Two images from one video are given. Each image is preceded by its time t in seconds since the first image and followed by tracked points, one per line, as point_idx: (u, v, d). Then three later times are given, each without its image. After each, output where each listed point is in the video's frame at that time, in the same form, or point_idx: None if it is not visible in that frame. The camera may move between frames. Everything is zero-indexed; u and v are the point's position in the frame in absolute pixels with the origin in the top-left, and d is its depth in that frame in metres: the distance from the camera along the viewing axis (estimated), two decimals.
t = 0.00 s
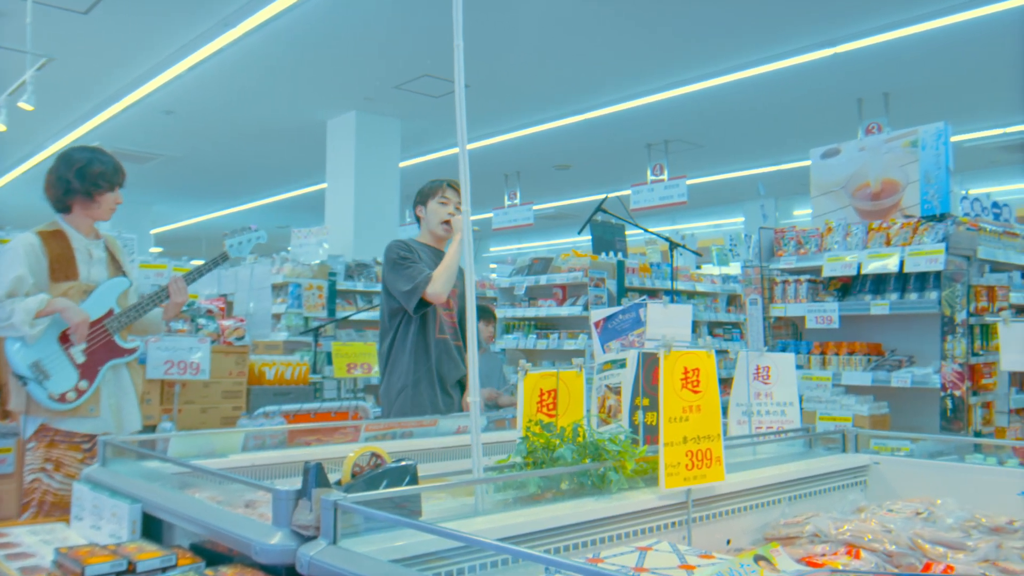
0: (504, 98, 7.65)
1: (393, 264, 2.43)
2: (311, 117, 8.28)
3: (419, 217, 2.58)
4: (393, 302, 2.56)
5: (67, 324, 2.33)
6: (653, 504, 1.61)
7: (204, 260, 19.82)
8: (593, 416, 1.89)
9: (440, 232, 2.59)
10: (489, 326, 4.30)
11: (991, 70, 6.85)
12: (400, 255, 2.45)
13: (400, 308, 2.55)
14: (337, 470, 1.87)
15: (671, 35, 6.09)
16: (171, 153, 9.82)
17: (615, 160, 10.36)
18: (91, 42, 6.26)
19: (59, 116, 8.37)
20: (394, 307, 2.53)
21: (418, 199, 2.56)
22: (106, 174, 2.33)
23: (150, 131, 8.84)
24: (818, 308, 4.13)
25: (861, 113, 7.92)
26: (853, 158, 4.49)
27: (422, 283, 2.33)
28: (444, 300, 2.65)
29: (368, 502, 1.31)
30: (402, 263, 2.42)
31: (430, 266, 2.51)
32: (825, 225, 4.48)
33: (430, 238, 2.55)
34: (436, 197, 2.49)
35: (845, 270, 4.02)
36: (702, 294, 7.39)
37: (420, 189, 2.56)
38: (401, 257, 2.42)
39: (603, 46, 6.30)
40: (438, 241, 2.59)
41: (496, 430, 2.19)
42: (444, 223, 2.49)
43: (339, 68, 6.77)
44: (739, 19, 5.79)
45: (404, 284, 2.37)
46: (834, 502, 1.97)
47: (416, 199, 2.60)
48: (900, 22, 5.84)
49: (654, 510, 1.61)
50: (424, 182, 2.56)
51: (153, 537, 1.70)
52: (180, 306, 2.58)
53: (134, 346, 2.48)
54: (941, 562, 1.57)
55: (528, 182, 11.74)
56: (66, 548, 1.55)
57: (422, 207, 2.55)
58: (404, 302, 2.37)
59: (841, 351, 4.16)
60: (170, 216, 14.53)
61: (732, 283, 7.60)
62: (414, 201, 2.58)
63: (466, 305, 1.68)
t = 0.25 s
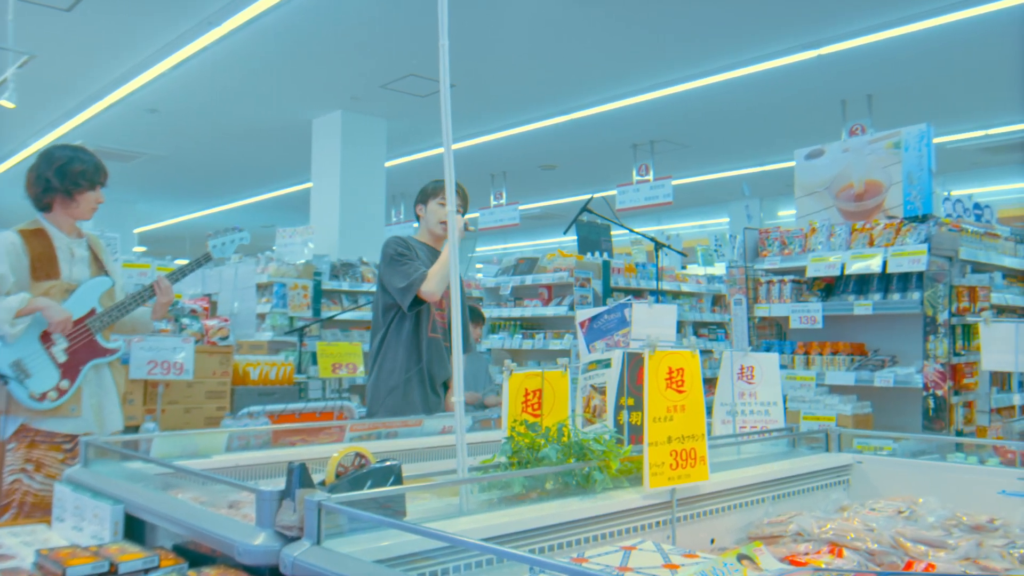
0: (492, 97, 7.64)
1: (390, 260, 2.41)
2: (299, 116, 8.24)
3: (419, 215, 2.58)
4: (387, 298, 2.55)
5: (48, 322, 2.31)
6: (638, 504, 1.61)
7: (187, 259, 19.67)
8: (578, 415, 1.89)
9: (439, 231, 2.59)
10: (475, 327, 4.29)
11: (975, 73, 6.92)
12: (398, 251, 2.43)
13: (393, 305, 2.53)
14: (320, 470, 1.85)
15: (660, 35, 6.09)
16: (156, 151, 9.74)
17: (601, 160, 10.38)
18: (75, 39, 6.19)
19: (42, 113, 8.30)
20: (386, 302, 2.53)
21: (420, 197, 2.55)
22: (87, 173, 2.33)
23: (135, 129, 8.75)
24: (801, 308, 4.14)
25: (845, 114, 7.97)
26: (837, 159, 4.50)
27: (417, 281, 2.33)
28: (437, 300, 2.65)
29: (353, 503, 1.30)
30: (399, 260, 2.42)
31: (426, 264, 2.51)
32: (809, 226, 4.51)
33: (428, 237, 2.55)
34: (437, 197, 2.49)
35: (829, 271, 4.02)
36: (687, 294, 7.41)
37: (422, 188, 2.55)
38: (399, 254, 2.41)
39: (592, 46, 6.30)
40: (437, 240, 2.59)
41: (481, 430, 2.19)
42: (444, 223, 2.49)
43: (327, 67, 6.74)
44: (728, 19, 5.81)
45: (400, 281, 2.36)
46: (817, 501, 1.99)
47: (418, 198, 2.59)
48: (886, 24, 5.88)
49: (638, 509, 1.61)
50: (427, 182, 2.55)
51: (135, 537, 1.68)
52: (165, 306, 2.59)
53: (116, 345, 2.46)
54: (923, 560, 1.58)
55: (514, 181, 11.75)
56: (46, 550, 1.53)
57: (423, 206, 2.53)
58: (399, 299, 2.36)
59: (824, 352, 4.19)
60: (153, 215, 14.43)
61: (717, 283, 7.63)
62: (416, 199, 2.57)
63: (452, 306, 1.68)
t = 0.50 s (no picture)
0: (481, 97, 7.63)
1: (390, 259, 2.40)
2: (286, 114, 8.19)
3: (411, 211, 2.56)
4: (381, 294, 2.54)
5: (29, 322, 2.32)
6: (624, 503, 1.62)
7: (171, 258, 19.51)
8: (564, 415, 1.89)
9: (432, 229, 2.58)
10: (461, 326, 4.27)
11: (960, 75, 6.98)
12: (396, 249, 2.42)
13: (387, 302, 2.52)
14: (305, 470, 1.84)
15: (649, 34, 6.09)
16: (141, 148, 9.65)
17: (588, 161, 10.39)
18: (59, 35, 6.12)
19: (25, 111, 8.22)
20: (380, 299, 2.51)
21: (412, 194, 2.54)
22: (71, 175, 2.34)
23: (120, 127, 8.67)
24: (786, 308, 4.16)
25: (830, 115, 8.02)
26: (821, 159, 4.53)
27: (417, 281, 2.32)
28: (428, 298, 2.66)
29: (338, 503, 1.30)
30: (396, 257, 2.40)
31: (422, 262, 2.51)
32: (794, 226, 4.53)
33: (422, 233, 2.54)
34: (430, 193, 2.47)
35: (814, 271, 4.05)
36: (673, 294, 7.43)
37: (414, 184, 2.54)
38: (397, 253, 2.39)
39: (581, 45, 6.29)
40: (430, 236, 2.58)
41: (467, 430, 2.19)
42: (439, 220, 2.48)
43: (316, 65, 6.70)
44: (717, 19, 5.81)
45: (400, 280, 2.35)
46: (801, 500, 2.00)
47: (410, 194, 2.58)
48: (874, 25, 5.90)
49: (624, 509, 1.62)
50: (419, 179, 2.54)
51: (118, 538, 1.67)
52: (149, 309, 2.58)
53: (98, 345, 2.46)
54: (905, 559, 1.59)
55: (501, 181, 11.74)
56: (28, 551, 1.52)
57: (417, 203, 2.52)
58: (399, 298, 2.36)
59: (808, 351, 4.22)
60: (138, 214, 14.32)
61: (703, 283, 7.65)
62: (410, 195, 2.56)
63: (437, 306, 1.68)
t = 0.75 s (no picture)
0: (470, 96, 7.61)
1: (393, 278, 2.28)
2: (275, 112, 8.14)
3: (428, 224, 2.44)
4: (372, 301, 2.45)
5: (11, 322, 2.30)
6: (611, 503, 1.62)
7: (157, 258, 19.41)
8: (550, 415, 1.89)
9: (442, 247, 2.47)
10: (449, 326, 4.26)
11: (947, 77, 7.02)
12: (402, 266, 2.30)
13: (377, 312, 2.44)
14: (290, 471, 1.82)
15: (639, 34, 6.08)
16: (127, 147, 9.57)
17: (575, 161, 10.40)
18: (43, 31, 6.04)
19: (9, 109, 8.15)
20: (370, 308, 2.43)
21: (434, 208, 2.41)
22: (53, 176, 2.33)
23: (106, 125, 8.59)
24: (773, 308, 4.17)
25: (816, 116, 8.06)
26: (807, 161, 4.58)
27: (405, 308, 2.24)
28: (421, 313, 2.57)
29: (323, 504, 1.29)
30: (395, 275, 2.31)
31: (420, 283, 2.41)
32: (780, 226, 4.57)
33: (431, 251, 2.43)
34: (450, 215, 2.35)
35: (799, 271, 4.06)
36: (660, 294, 7.44)
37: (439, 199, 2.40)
38: (400, 272, 2.28)
39: (571, 45, 6.29)
40: (440, 256, 2.47)
41: (454, 430, 2.20)
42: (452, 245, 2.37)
43: (305, 63, 6.66)
44: (707, 19, 5.81)
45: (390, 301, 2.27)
46: (787, 500, 2.00)
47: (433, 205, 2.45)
48: (862, 26, 5.93)
49: (611, 508, 1.62)
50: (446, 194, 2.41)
51: (102, 540, 1.66)
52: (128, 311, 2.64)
53: (81, 345, 2.50)
54: (889, 557, 1.60)
55: (489, 181, 11.74)
56: (10, 553, 1.51)
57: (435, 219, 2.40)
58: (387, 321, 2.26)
59: (794, 351, 4.23)
60: (123, 213, 14.22)
61: (690, 284, 7.68)
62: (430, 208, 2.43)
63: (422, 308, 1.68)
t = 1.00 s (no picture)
0: (459, 96, 7.60)
1: (377, 285, 2.29)
2: (263, 111, 8.10)
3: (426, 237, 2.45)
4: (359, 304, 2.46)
5: None
6: (596, 502, 1.63)
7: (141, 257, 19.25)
8: (536, 415, 1.89)
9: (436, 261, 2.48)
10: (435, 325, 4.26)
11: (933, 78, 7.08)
12: (388, 275, 2.32)
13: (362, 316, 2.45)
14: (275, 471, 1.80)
15: (628, 34, 6.09)
16: (113, 145, 9.48)
17: (563, 161, 10.41)
18: (26, 28, 5.99)
19: None
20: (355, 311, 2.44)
21: (436, 223, 2.41)
22: (32, 177, 2.31)
23: (91, 122, 8.50)
24: (759, 309, 4.18)
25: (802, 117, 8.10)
26: (792, 162, 4.60)
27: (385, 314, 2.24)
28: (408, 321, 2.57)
29: (309, 504, 1.29)
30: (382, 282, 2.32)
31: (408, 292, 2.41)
32: (765, 227, 4.57)
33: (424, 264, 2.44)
34: (448, 233, 2.35)
35: (785, 272, 4.06)
36: (647, 294, 7.45)
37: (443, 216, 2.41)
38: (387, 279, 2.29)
39: (560, 44, 6.29)
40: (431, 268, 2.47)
41: (440, 430, 2.20)
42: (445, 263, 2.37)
43: (293, 62, 6.63)
44: (696, 20, 5.82)
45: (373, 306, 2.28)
46: (772, 499, 2.01)
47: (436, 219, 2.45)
48: (850, 28, 5.96)
49: (597, 508, 1.62)
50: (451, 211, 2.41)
51: (85, 541, 1.64)
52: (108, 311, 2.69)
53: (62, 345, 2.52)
54: (873, 556, 1.61)
55: (476, 181, 11.73)
56: None
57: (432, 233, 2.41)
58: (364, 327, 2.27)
59: (780, 351, 4.26)
60: (107, 212, 14.11)
61: (676, 284, 7.69)
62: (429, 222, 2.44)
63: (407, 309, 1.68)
